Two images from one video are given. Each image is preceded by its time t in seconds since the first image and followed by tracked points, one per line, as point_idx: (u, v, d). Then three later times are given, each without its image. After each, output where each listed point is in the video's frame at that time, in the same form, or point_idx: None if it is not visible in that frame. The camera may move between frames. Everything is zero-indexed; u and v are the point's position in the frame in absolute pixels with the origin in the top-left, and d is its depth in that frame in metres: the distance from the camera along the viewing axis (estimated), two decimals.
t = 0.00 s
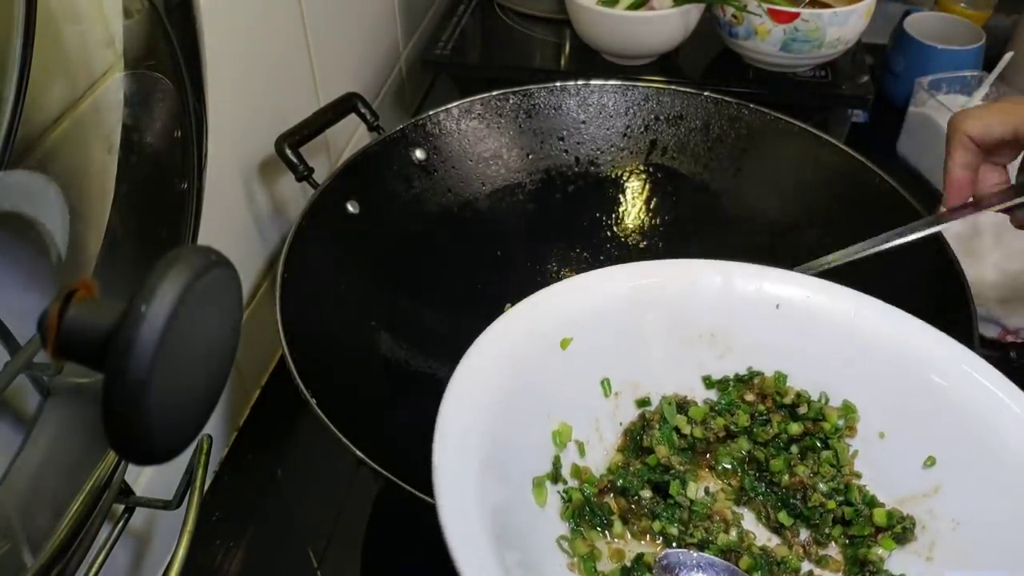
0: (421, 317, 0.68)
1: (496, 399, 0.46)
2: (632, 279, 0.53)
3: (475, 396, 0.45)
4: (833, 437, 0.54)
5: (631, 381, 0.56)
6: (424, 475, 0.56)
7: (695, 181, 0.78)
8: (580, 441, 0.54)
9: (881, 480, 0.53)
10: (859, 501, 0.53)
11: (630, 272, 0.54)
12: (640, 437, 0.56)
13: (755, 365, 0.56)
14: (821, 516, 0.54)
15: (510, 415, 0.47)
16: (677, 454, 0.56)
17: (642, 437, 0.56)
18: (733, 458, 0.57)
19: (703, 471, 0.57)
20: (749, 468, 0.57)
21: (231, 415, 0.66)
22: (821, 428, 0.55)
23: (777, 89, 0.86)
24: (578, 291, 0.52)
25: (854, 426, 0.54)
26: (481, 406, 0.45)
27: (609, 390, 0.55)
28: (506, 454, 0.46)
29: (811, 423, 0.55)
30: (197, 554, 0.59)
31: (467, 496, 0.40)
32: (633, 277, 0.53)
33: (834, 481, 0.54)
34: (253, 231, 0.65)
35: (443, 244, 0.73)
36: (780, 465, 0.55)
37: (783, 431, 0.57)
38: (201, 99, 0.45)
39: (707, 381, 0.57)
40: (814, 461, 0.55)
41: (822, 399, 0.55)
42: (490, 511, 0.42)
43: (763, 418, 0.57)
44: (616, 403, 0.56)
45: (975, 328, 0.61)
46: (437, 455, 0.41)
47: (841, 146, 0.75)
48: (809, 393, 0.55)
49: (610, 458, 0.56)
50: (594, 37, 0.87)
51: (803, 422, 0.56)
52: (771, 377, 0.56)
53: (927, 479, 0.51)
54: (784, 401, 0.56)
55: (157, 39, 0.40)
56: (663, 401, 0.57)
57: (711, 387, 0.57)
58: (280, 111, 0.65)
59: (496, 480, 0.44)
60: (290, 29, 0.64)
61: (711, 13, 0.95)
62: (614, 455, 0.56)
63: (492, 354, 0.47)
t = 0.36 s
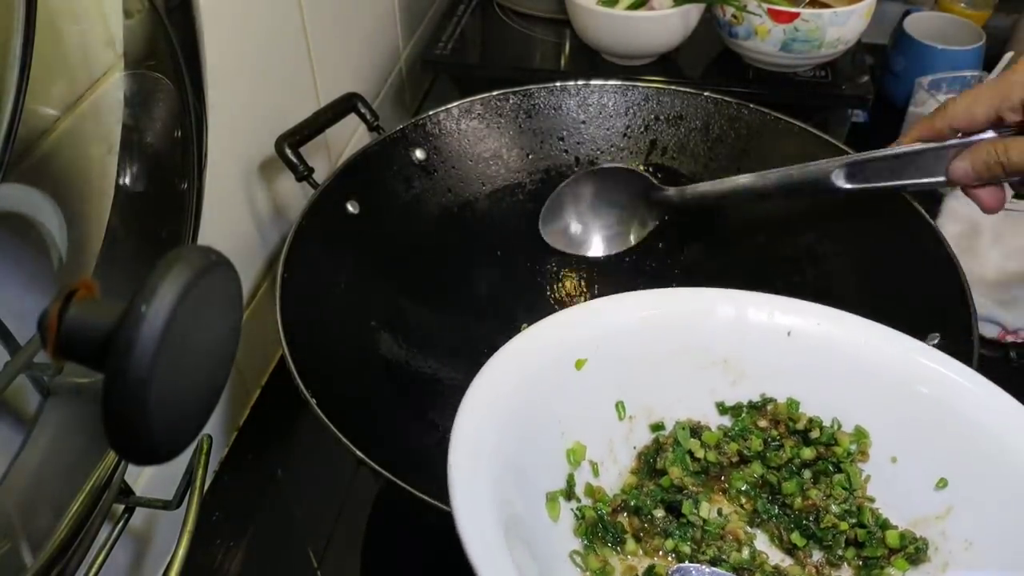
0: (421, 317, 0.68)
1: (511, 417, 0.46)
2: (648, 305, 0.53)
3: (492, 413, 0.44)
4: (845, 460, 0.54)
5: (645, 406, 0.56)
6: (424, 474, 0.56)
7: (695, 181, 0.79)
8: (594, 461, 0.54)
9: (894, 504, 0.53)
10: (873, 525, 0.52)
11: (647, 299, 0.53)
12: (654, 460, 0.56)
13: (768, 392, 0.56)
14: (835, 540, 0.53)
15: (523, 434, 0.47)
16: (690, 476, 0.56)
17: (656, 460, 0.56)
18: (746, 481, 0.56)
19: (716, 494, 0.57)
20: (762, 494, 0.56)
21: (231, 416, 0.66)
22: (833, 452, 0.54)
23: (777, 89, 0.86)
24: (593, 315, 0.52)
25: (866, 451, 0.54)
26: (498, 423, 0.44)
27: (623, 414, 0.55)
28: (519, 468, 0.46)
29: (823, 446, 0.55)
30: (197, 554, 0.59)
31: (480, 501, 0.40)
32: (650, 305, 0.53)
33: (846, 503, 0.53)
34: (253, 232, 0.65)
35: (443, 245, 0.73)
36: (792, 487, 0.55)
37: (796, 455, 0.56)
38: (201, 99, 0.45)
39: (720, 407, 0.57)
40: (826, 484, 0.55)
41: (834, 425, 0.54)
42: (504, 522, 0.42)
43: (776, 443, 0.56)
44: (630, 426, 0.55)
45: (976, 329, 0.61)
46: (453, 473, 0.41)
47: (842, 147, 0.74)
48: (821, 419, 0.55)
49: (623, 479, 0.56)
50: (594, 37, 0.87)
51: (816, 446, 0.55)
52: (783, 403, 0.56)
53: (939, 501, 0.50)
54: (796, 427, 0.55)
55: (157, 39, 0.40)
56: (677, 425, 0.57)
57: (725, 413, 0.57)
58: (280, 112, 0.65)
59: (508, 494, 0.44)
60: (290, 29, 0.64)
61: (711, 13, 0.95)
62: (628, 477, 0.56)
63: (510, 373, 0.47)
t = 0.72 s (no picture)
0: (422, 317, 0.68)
1: (499, 426, 0.46)
2: (636, 321, 0.53)
3: (484, 422, 0.45)
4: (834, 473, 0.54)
5: (635, 421, 0.55)
6: (423, 474, 0.56)
7: (696, 180, 0.79)
8: (585, 475, 0.53)
9: (886, 515, 0.52)
10: (866, 536, 0.52)
11: (637, 316, 0.53)
12: (645, 474, 0.55)
13: (756, 407, 0.56)
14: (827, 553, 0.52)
15: (516, 446, 0.47)
16: (682, 490, 0.55)
17: (647, 474, 0.55)
18: (737, 495, 0.56)
19: (708, 508, 0.56)
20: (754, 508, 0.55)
21: (231, 415, 0.66)
22: (822, 466, 0.54)
23: (777, 89, 0.86)
24: (583, 329, 0.52)
25: (855, 463, 0.53)
26: (487, 431, 0.45)
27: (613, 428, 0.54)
28: (512, 475, 0.46)
29: (812, 459, 0.55)
30: (197, 554, 0.59)
31: (476, 509, 0.41)
32: (640, 323, 0.53)
33: (837, 513, 0.53)
34: (253, 232, 0.65)
35: (443, 245, 0.73)
36: (783, 499, 0.54)
37: (786, 469, 0.56)
38: (201, 99, 0.45)
39: (709, 423, 0.56)
40: (817, 496, 0.54)
41: (824, 438, 0.54)
42: (498, 528, 0.42)
43: (766, 458, 0.56)
44: (620, 440, 0.55)
45: (975, 328, 0.61)
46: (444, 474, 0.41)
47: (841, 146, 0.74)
48: (810, 433, 0.55)
49: (614, 493, 0.55)
50: (594, 37, 0.87)
51: (806, 459, 0.55)
52: (772, 418, 0.55)
53: (930, 510, 0.51)
54: (786, 441, 0.55)
55: (157, 39, 0.40)
56: (667, 441, 0.56)
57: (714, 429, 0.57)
58: (280, 113, 0.65)
59: (501, 501, 0.44)
60: (290, 30, 0.64)
61: (711, 13, 0.95)
62: (618, 491, 0.55)
63: (502, 385, 0.47)
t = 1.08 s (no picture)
0: (422, 317, 0.68)
1: (465, 449, 0.48)
2: (600, 342, 0.54)
3: (447, 447, 0.46)
4: (801, 481, 0.54)
5: (603, 440, 0.56)
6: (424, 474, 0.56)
7: (697, 181, 0.79)
8: (556, 496, 0.54)
9: (854, 517, 0.54)
10: (833, 540, 0.53)
11: (598, 338, 0.54)
12: (616, 491, 0.56)
13: (723, 420, 0.56)
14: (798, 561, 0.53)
15: (481, 471, 0.49)
16: (654, 504, 0.56)
17: (618, 491, 0.55)
18: (708, 506, 0.56)
19: (680, 521, 0.56)
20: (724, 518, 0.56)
21: (232, 415, 0.66)
22: (789, 474, 0.55)
23: (777, 88, 0.86)
24: (546, 353, 0.53)
25: (823, 468, 0.54)
26: (451, 459, 0.46)
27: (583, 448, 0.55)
28: (480, 496, 0.48)
29: (779, 467, 0.55)
30: (196, 554, 0.59)
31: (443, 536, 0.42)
32: (601, 345, 0.54)
33: (806, 519, 0.54)
34: (253, 232, 0.65)
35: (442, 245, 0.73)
36: (752, 509, 0.55)
37: (755, 479, 0.56)
38: (200, 99, 0.45)
39: (678, 437, 0.57)
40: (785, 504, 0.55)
41: (790, 446, 0.55)
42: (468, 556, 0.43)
43: (734, 468, 0.56)
44: (591, 460, 0.56)
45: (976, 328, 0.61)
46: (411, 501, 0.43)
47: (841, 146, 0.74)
48: (776, 441, 0.55)
49: (586, 512, 0.56)
50: (594, 37, 0.87)
51: (773, 467, 0.56)
52: (739, 429, 0.56)
53: (896, 509, 0.52)
54: (753, 451, 0.56)
55: (157, 38, 0.40)
56: (637, 457, 0.56)
57: (683, 443, 0.57)
58: (280, 113, 0.66)
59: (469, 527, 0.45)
60: (289, 30, 0.64)
61: (711, 13, 0.95)
62: (589, 510, 0.56)
63: (467, 408, 0.49)
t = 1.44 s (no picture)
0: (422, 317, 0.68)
1: (469, 372, 0.54)
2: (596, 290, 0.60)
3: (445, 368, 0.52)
4: (783, 410, 0.59)
5: (598, 379, 0.62)
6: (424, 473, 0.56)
7: (697, 181, 0.79)
8: (553, 427, 0.60)
9: (834, 442, 0.58)
10: (812, 461, 0.57)
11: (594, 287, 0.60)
12: (610, 424, 0.60)
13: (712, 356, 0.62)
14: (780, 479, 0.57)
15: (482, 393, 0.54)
16: (646, 432, 0.60)
17: (611, 423, 0.60)
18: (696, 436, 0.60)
19: (670, 449, 0.60)
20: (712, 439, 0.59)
21: (232, 415, 0.66)
22: (772, 404, 0.60)
23: (778, 89, 0.86)
24: (549, 296, 0.59)
25: (804, 400, 0.59)
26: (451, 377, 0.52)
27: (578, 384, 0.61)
28: (474, 415, 0.53)
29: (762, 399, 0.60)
30: (197, 554, 0.59)
31: (434, 437, 0.47)
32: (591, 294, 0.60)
33: (786, 443, 0.58)
34: (254, 231, 0.65)
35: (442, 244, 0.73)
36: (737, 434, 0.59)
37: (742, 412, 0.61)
38: (201, 99, 0.45)
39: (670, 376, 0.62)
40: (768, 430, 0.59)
41: (773, 380, 0.60)
42: (464, 463, 0.48)
43: (721, 402, 0.61)
44: (587, 397, 0.61)
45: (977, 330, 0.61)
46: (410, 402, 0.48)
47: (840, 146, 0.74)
48: (761, 376, 0.61)
49: (581, 442, 0.60)
50: (594, 37, 0.87)
51: (758, 400, 0.60)
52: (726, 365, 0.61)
53: (872, 432, 0.56)
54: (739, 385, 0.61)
55: (157, 39, 0.40)
56: (630, 393, 0.62)
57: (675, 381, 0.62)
58: (281, 111, 0.66)
59: (470, 447, 0.51)
60: (290, 29, 0.64)
61: (711, 13, 0.95)
62: (586, 440, 0.61)
63: (465, 337, 0.55)
